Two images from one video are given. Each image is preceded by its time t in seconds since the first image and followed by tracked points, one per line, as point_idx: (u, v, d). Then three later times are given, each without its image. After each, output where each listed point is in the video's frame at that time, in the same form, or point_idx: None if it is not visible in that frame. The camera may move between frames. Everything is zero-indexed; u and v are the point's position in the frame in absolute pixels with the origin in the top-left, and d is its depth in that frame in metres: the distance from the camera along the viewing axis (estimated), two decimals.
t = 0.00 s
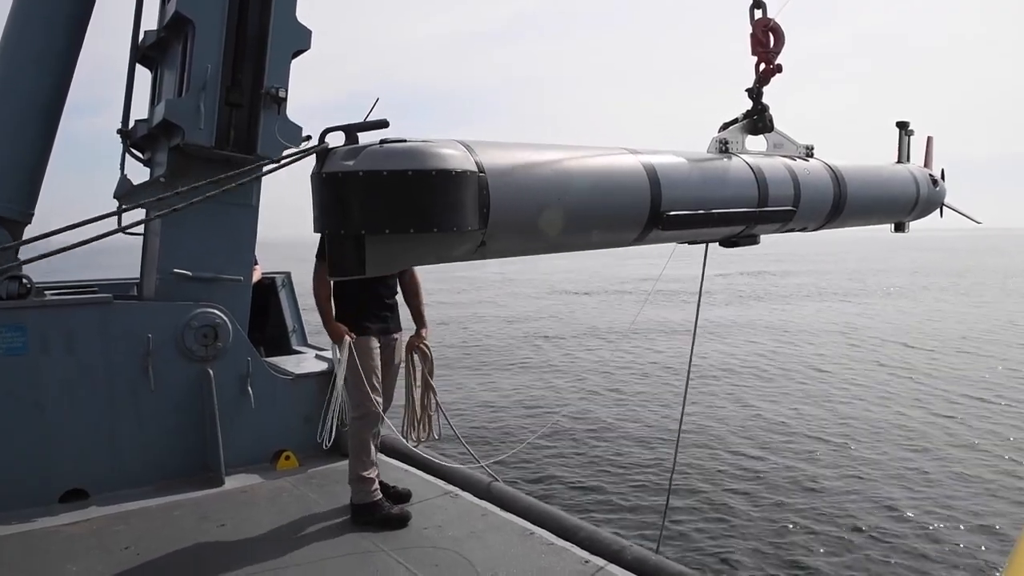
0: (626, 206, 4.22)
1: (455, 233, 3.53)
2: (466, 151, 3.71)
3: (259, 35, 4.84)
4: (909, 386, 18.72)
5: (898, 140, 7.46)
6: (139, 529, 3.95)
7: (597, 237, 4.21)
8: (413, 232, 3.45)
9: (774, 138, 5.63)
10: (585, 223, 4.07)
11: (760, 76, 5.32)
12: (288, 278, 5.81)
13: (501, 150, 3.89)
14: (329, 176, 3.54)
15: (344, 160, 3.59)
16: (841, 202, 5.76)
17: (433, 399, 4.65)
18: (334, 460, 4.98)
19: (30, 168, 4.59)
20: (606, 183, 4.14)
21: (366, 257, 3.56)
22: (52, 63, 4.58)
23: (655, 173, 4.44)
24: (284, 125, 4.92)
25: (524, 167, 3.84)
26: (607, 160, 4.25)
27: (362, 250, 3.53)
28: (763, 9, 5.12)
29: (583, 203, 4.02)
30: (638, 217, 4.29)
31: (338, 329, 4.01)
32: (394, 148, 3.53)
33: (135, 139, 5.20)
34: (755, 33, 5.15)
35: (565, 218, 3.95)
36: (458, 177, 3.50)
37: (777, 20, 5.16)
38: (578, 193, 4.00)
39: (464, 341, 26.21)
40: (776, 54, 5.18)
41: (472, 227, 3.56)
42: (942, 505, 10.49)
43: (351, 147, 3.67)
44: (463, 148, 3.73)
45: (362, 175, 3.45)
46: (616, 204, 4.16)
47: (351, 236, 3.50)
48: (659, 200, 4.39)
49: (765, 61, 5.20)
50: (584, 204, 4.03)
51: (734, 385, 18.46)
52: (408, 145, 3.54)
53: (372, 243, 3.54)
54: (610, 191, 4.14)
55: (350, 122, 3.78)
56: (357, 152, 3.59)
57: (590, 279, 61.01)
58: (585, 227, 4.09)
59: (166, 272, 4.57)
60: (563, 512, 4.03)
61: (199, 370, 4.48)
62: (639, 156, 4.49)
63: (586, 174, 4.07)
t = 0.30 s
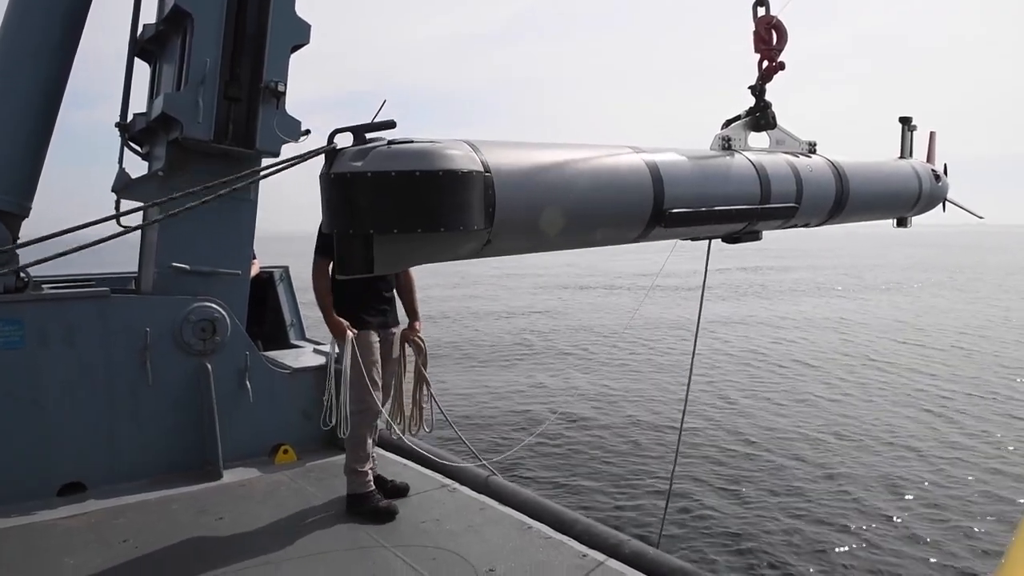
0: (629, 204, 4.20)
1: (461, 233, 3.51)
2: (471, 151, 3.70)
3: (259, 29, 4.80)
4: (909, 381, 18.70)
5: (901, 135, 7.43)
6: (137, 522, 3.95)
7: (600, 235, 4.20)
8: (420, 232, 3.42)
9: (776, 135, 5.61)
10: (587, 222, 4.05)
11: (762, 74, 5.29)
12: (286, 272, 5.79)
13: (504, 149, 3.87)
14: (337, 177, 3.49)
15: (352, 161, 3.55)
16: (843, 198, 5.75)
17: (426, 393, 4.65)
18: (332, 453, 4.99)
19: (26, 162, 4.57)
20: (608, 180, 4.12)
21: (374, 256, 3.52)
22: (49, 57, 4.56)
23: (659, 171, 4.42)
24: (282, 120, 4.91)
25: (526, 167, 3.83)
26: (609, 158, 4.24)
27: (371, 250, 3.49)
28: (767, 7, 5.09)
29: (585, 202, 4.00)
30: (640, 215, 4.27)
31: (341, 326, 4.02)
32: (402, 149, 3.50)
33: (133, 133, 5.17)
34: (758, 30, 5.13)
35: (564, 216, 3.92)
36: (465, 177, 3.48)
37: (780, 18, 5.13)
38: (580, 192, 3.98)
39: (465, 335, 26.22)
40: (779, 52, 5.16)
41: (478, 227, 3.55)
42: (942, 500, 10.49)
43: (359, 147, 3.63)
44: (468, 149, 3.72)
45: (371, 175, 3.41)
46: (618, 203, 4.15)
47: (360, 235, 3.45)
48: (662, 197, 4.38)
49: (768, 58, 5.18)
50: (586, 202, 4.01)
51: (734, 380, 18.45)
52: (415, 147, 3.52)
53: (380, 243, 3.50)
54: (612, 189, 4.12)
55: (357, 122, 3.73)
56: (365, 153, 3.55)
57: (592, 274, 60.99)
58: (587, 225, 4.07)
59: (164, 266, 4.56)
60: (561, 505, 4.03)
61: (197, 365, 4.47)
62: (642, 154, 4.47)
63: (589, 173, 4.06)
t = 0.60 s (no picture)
0: (637, 204, 4.17)
1: (471, 234, 3.48)
2: (480, 151, 3.67)
3: (259, 27, 4.78)
4: (914, 379, 18.62)
5: (906, 133, 7.39)
6: (138, 520, 3.94)
7: (608, 235, 4.16)
8: (431, 233, 3.40)
9: (782, 133, 5.57)
10: (591, 222, 4.01)
11: (768, 73, 5.26)
12: (287, 270, 5.78)
13: (512, 151, 3.85)
14: (349, 180, 3.45)
15: (365, 164, 3.50)
16: (849, 196, 5.70)
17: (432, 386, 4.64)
18: (332, 452, 4.97)
19: (26, 162, 4.57)
20: (615, 180, 4.09)
21: (387, 256, 3.50)
22: (48, 57, 4.55)
23: (666, 170, 4.40)
24: (283, 118, 4.90)
25: (534, 168, 3.81)
26: (617, 158, 4.22)
27: (383, 251, 3.47)
28: (772, 6, 5.05)
29: (589, 202, 3.95)
30: (648, 214, 4.25)
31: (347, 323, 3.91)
32: (414, 153, 3.48)
33: (134, 130, 5.16)
34: (764, 30, 5.09)
35: (565, 216, 3.87)
36: (474, 179, 3.45)
37: (785, 17, 5.09)
38: (587, 192, 3.95)
39: (468, 333, 26.19)
40: (785, 52, 5.12)
41: (488, 227, 3.51)
42: (947, 499, 10.45)
43: (371, 151, 3.56)
44: (478, 150, 3.69)
45: (382, 178, 3.39)
46: (625, 203, 4.12)
47: (372, 237, 3.43)
48: (669, 196, 4.35)
49: (773, 58, 5.15)
50: (595, 202, 3.98)
51: (738, 378, 18.39)
52: (427, 150, 3.50)
53: (392, 244, 3.48)
54: (620, 189, 4.09)
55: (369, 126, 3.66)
56: (377, 157, 3.51)
57: (596, 272, 60.91)
58: (593, 226, 4.03)
59: (165, 264, 4.54)
60: (561, 503, 4.01)
61: (197, 362, 4.46)
62: (648, 154, 4.44)
63: (596, 173, 4.03)
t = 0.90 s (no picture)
0: (641, 204, 4.15)
1: (476, 234, 3.46)
2: (487, 153, 3.64)
3: (255, 25, 4.75)
4: (911, 379, 18.62)
5: (905, 133, 7.38)
6: (132, 517, 3.93)
7: (612, 235, 4.14)
8: (439, 234, 3.38)
9: (782, 133, 5.56)
10: (592, 222, 3.96)
11: (769, 74, 5.24)
12: (282, 268, 5.76)
13: (517, 151, 3.82)
14: (358, 182, 3.42)
15: (374, 165, 3.46)
16: (849, 195, 5.69)
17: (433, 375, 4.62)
18: (326, 449, 4.96)
19: (19, 159, 4.54)
20: (618, 180, 4.07)
21: (394, 256, 3.50)
22: (42, 54, 4.53)
23: (668, 170, 4.38)
24: (278, 115, 4.88)
25: (538, 169, 3.78)
26: (619, 158, 4.19)
27: (390, 250, 3.48)
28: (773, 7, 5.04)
29: (589, 201, 3.91)
30: (651, 215, 4.23)
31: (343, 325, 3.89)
32: (423, 154, 3.45)
33: (129, 126, 5.12)
34: (764, 31, 5.08)
35: (564, 215, 3.82)
36: (480, 180, 3.42)
37: (787, 19, 5.08)
38: (589, 191, 3.92)
39: (467, 332, 26.18)
40: (786, 53, 5.11)
41: (493, 228, 3.49)
42: (944, 499, 10.43)
43: (380, 152, 3.53)
44: (484, 151, 3.66)
45: (390, 180, 3.37)
46: (628, 203, 4.09)
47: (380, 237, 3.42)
48: (671, 196, 4.33)
49: (774, 59, 5.13)
50: (598, 202, 3.96)
51: (736, 377, 18.37)
52: (435, 151, 3.47)
53: (400, 244, 3.48)
54: (623, 190, 4.07)
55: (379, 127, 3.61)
56: (386, 158, 3.48)
57: (595, 271, 60.94)
58: (595, 226, 4.00)
59: (158, 261, 4.52)
60: (556, 500, 4.00)
61: (191, 360, 4.44)
62: (651, 155, 4.42)
63: (598, 173, 4.00)
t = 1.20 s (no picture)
0: (650, 205, 4.13)
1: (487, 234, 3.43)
2: (498, 155, 3.62)
3: (256, 23, 4.74)
4: (915, 380, 18.55)
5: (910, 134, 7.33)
6: (129, 515, 3.91)
7: (621, 236, 4.11)
8: (452, 233, 3.35)
9: (788, 135, 5.53)
10: (598, 224, 3.93)
11: (776, 76, 5.22)
12: (281, 266, 5.73)
13: (526, 152, 3.80)
14: (371, 184, 3.40)
15: (387, 167, 3.44)
16: (855, 197, 5.65)
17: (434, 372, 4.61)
18: (325, 448, 4.93)
19: (20, 157, 4.53)
20: (626, 181, 4.03)
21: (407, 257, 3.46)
22: (42, 51, 4.51)
23: (676, 171, 4.35)
24: (278, 113, 4.86)
25: (548, 169, 3.76)
26: (627, 160, 4.17)
27: (404, 251, 3.43)
28: (779, 10, 5.02)
29: (595, 203, 3.87)
30: (659, 216, 4.20)
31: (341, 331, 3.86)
32: (437, 155, 3.43)
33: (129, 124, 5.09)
34: (771, 33, 5.05)
35: (569, 216, 3.77)
36: (490, 181, 3.40)
37: (793, 22, 5.05)
38: (598, 192, 3.88)
39: (469, 332, 26.18)
40: (792, 55, 5.08)
41: (504, 229, 3.46)
42: (947, 501, 10.38)
43: (393, 154, 3.51)
44: (495, 153, 3.64)
45: (404, 181, 3.35)
46: (637, 204, 4.07)
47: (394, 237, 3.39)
48: (679, 198, 4.30)
49: (781, 62, 5.11)
50: (606, 203, 3.92)
51: (739, 379, 18.32)
52: (448, 153, 3.45)
53: (414, 244, 3.44)
54: (631, 191, 4.04)
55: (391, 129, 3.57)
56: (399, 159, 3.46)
57: (598, 272, 60.93)
58: (602, 228, 3.96)
59: (158, 258, 4.51)
60: (555, 500, 3.97)
61: (189, 358, 4.43)
62: (659, 156, 4.40)
63: (606, 174, 3.97)
